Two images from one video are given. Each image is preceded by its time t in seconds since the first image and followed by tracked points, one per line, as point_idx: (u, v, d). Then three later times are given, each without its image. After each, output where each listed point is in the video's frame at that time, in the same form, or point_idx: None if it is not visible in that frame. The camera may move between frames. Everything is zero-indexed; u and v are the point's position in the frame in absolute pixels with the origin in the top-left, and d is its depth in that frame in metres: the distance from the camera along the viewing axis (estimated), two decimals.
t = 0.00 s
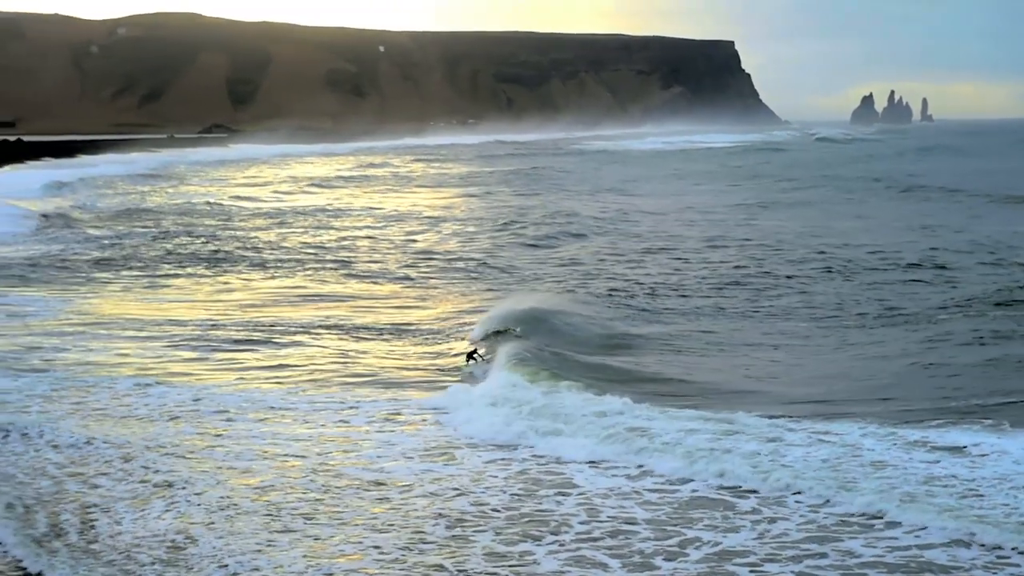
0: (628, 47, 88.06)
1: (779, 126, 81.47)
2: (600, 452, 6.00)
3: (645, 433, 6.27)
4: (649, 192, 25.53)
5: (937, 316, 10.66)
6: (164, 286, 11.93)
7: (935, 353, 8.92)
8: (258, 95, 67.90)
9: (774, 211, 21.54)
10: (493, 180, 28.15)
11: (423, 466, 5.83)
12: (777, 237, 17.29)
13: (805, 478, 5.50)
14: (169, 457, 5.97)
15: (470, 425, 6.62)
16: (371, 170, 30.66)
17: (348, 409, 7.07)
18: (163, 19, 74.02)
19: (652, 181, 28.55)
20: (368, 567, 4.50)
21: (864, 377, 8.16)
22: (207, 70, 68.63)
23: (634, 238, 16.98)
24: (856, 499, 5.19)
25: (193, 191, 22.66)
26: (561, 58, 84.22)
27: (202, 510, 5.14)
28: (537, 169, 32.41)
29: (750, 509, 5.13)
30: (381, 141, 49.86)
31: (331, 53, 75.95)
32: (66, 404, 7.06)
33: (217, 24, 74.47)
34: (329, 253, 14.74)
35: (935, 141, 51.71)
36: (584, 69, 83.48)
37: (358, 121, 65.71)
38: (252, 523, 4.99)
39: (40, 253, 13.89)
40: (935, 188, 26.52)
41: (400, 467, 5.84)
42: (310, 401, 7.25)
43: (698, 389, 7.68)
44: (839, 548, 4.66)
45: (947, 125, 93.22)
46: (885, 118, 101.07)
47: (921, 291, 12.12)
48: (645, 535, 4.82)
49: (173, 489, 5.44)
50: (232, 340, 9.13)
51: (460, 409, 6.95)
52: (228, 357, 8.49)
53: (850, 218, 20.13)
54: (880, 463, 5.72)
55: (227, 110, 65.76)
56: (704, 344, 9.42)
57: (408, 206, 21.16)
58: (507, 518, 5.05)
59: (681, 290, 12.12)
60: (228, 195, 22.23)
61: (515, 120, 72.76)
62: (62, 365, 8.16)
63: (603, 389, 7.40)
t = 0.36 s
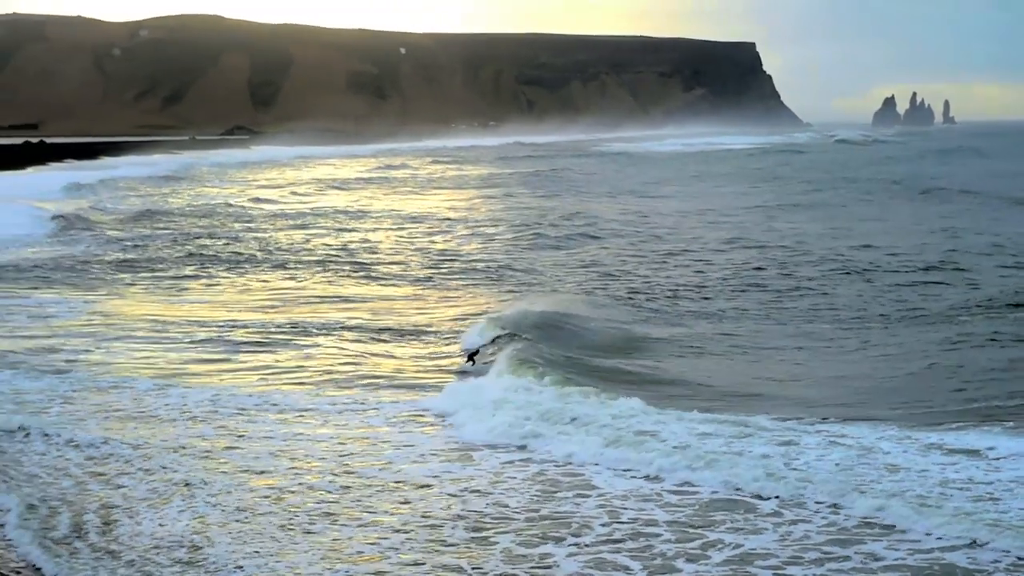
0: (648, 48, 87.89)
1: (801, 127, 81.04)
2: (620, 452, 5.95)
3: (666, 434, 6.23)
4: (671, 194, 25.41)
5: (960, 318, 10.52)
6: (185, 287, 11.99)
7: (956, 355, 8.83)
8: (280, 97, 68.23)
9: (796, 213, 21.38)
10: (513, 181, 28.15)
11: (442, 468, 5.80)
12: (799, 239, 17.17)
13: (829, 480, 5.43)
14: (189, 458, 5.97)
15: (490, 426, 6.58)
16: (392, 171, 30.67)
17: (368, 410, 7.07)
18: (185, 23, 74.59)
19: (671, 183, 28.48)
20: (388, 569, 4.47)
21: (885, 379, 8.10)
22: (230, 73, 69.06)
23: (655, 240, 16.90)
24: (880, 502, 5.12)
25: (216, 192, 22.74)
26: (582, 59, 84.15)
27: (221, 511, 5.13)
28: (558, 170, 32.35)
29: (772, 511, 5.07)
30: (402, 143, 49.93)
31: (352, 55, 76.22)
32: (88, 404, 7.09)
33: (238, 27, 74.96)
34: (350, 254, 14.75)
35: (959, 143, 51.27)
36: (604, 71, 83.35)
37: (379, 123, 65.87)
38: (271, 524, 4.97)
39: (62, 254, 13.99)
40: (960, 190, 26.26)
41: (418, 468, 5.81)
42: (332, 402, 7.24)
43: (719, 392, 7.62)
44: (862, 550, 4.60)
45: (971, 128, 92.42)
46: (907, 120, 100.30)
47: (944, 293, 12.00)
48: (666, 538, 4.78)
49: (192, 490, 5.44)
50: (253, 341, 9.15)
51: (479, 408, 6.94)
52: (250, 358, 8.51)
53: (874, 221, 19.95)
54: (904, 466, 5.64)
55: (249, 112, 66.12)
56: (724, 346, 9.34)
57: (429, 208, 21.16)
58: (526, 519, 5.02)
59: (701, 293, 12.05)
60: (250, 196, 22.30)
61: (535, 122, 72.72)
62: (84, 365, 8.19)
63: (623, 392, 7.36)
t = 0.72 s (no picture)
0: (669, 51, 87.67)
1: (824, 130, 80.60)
2: (639, 454, 5.91)
3: (689, 437, 6.19)
4: (693, 196, 25.30)
5: (984, 322, 10.40)
6: (207, 289, 12.04)
7: (979, 359, 8.75)
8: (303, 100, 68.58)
9: (819, 216, 21.24)
10: (533, 184, 28.11)
11: (462, 470, 5.78)
12: (822, 242, 17.06)
13: (853, 484, 5.37)
14: (210, 460, 5.98)
15: (508, 427, 6.56)
16: (413, 174, 30.70)
17: (389, 412, 7.05)
18: (208, 26, 75.18)
19: (692, 185, 28.37)
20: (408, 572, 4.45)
21: (908, 382, 8.02)
22: (253, 76, 69.55)
23: (677, 242, 16.82)
24: (907, 504, 5.06)
25: (238, 195, 22.84)
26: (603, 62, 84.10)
27: (243, 513, 5.13)
28: (578, 173, 32.31)
29: (795, 515, 5.01)
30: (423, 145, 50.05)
31: (374, 58, 76.55)
32: (110, 406, 7.12)
33: (260, 31, 75.50)
34: (370, 257, 14.77)
35: (984, 146, 50.80)
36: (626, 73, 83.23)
37: (401, 126, 66.10)
38: (292, 526, 4.97)
39: (86, 256, 14.09)
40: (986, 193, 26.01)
41: (438, 471, 5.79)
42: (357, 404, 7.24)
43: (740, 396, 7.56)
44: (887, 555, 4.54)
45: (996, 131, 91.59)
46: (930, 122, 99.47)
47: (964, 296, 11.91)
48: (690, 541, 4.73)
49: (213, 492, 5.44)
50: (275, 344, 9.17)
51: (497, 408, 6.91)
52: (273, 360, 8.54)
53: (898, 223, 19.79)
54: (930, 469, 5.58)
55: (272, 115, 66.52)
56: (746, 350, 9.27)
57: (450, 211, 21.17)
58: (548, 522, 4.99)
59: (723, 296, 11.98)
60: (271, 199, 22.39)
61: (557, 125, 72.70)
62: (107, 367, 8.23)
63: (643, 397, 7.34)
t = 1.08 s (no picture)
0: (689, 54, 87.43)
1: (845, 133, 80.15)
2: (656, 455, 5.88)
3: (704, 440, 6.16)
4: (713, 200, 25.20)
5: (1005, 325, 10.29)
6: (228, 292, 12.08)
7: (1001, 363, 8.65)
8: (324, 103, 68.86)
9: (840, 219, 21.10)
10: (551, 187, 28.10)
11: (481, 472, 5.78)
12: (843, 245, 16.94)
13: (875, 488, 5.33)
14: (229, 462, 5.99)
15: (524, 427, 6.55)
16: (433, 178, 30.74)
17: (408, 415, 7.05)
18: (229, 32, 75.77)
19: (711, 188, 28.27)
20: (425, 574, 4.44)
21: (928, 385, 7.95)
22: (274, 80, 70.01)
23: (698, 246, 16.74)
24: (930, 508, 5.02)
25: (259, 198, 22.92)
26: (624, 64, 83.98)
27: (261, 515, 5.14)
28: (598, 176, 32.22)
29: (816, 519, 4.97)
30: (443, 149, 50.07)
31: (396, 61, 76.81)
32: (133, 408, 7.16)
33: (281, 36, 75.97)
34: (391, 260, 14.79)
35: (1007, 150, 50.33)
36: (646, 76, 83.06)
37: (421, 128, 66.24)
38: (310, 529, 4.97)
39: (107, 259, 14.18)
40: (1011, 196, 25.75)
41: (457, 473, 5.79)
42: (375, 406, 7.24)
43: (759, 400, 7.50)
44: (911, 560, 4.48)
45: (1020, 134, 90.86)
46: (953, 125, 98.70)
47: (985, 299, 11.83)
48: (711, 545, 4.70)
49: (232, 494, 5.45)
50: (296, 346, 9.20)
51: (513, 410, 6.91)
52: (294, 362, 8.57)
53: (921, 227, 19.62)
54: (951, 475, 5.51)
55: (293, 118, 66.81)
56: (762, 353, 9.22)
57: (469, 214, 21.16)
58: (568, 525, 4.97)
59: (741, 299, 11.92)
60: (293, 202, 22.48)
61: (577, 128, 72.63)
62: (129, 370, 8.27)
63: (661, 400, 7.31)
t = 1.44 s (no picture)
0: (705, 59, 87.25)
1: (862, 137, 79.76)
2: (671, 460, 5.84)
3: (718, 445, 6.12)
4: (729, 204, 25.09)
5: None
6: (243, 296, 12.10)
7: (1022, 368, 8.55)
8: (340, 107, 69.05)
9: (857, 224, 20.95)
10: (566, 192, 28.04)
11: (496, 476, 5.75)
12: (861, 250, 16.84)
13: (895, 494, 5.27)
14: (243, 466, 5.98)
15: (538, 431, 6.52)
16: (448, 182, 30.75)
17: (421, 417, 7.03)
18: (246, 38, 76.17)
19: (727, 192, 28.16)
20: None
21: (943, 390, 7.88)
22: (291, 84, 70.26)
23: (714, 251, 16.65)
24: (950, 515, 4.96)
25: (276, 203, 22.97)
26: (639, 68, 83.88)
27: (275, 519, 5.13)
28: (614, 181, 32.14)
29: (834, 524, 4.92)
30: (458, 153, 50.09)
31: (412, 65, 76.97)
32: (150, 412, 7.16)
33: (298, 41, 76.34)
34: (406, 264, 14.77)
35: None
36: (662, 80, 82.94)
37: (438, 132, 66.35)
38: (324, 533, 4.95)
39: (124, 263, 14.23)
40: None
41: (472, 477, 5.77)
42: (389, 410, 7.20)
43: (774, 404, 7.45)
44: (931, 567, 4.43)
45: None
46: (971, 129, 98.06)
47: (1002, 303, 11.74)
48: (728, 550, 4.66)
49: (247, 498, 5.44)
50: (312, 350, 9.20)
51: (526, 414, 6.88)
52: (310, 366, 8.57)
53: (939, 231, 19.46)
54: (970, 481, 5.45)
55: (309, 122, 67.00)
56: (778, 358, 9.16)
57: (484, 218, 21.13)
58: (584, 530, 4.94)
59: (757, 304, 11.86)
60: (308, 206, 22.50)
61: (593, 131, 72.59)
62: (146, 374, 8.28)
63: (675, 404, 7.27)
